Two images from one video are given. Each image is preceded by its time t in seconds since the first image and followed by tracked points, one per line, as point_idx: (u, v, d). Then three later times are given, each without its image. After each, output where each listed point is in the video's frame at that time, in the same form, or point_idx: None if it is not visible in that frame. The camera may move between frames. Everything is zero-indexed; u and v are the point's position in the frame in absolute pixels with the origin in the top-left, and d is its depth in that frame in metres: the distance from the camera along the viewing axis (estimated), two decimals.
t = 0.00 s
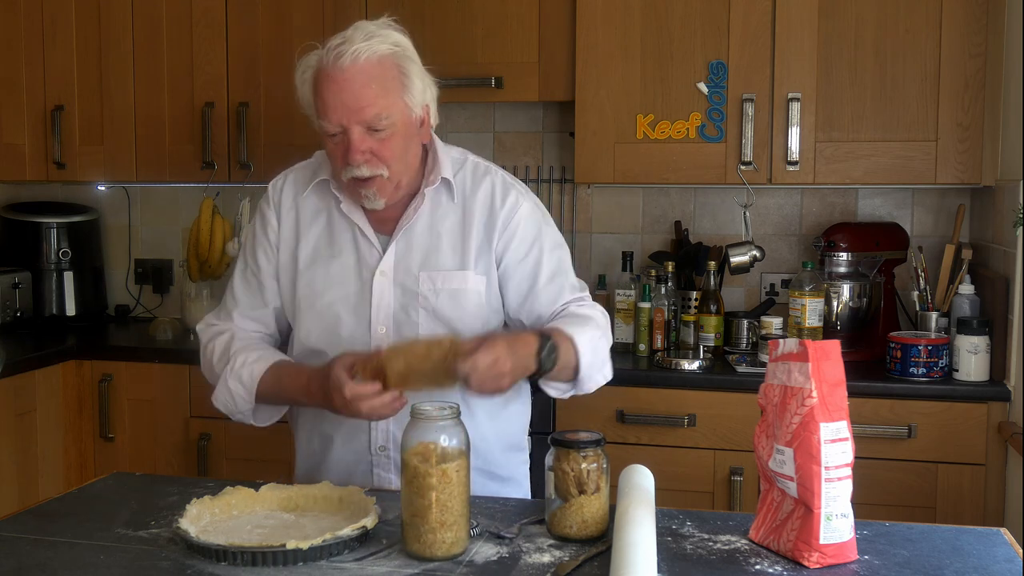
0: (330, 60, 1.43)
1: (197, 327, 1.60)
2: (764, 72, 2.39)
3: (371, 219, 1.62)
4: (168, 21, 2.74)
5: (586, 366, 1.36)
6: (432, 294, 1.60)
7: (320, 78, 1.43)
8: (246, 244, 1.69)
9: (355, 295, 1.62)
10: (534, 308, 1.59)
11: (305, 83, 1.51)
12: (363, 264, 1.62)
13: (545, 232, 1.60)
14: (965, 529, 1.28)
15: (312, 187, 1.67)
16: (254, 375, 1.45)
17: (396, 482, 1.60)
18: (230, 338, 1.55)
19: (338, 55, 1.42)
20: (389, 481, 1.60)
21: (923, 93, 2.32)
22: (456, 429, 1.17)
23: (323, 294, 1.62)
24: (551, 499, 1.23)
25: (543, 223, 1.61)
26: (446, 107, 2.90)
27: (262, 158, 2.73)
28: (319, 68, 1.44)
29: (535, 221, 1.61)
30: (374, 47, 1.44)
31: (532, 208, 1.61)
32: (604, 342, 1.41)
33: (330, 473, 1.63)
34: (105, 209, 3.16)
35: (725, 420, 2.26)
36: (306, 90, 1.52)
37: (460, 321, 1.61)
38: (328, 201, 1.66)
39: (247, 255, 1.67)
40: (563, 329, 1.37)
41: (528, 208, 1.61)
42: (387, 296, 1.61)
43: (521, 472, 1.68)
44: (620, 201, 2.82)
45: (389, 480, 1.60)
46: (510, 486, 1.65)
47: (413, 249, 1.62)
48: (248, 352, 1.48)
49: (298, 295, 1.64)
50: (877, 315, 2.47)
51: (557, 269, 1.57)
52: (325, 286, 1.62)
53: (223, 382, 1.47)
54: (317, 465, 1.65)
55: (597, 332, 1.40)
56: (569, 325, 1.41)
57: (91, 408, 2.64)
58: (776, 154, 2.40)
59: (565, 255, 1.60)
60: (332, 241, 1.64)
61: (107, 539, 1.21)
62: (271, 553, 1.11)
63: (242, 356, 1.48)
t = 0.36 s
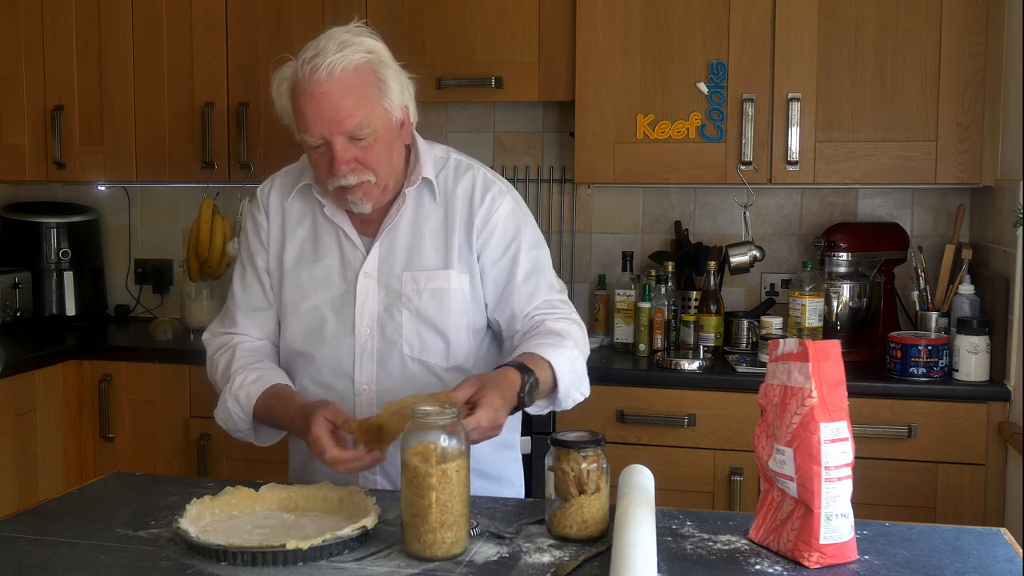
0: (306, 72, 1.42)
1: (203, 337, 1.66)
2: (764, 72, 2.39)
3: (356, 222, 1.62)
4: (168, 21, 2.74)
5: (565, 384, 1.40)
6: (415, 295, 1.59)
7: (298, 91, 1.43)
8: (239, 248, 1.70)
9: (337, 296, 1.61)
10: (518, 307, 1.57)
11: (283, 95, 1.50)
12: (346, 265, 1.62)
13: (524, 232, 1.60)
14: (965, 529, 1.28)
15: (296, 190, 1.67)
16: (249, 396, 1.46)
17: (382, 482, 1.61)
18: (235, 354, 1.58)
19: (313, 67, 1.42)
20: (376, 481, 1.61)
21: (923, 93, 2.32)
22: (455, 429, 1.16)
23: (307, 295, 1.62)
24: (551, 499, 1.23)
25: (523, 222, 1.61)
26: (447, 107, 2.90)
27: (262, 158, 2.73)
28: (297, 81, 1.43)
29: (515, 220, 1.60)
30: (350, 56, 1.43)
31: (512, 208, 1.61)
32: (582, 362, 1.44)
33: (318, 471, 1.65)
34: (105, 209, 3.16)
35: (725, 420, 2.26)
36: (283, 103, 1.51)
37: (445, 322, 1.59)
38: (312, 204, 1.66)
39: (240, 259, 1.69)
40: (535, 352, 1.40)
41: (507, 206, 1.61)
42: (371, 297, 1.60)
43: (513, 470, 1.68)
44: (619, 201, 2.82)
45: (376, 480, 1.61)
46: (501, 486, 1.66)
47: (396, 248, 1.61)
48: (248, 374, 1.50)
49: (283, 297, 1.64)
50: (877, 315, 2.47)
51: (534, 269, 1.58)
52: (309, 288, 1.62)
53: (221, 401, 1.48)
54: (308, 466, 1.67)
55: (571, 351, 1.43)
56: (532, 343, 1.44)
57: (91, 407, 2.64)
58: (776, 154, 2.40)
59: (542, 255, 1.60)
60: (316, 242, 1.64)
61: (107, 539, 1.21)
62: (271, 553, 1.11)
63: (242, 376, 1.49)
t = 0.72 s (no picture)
0: (305, 85, 1.41)
1: (204, 336, 1.66)
2: (764, 72, 2.39)
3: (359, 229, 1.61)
4: (168, 21, 2.74)
5: (580, 376, 1.41)
6: (418, 301, 1.59)
7: (297, 103, 1.42)
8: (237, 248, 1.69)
9: (340, 301, 1.61)
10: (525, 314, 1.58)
11: (282, 102, 1.50)
12: (348, 270, 1.61)
13: (530, 239, 1.61)
14: (965, 529, 1.28)
15: (297, 193, 1.66)
16: (273, 405, 1.45)
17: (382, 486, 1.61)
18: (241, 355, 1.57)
19: (312, 79, 1.41)
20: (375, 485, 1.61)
21: (923, 93, 2.32)
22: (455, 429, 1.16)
23: (309, 300, 1.62)
24: (551, 500, 1.23)
25: (529, 229, 1.62)
26: (446, 107, 2.90)
27: (262, 158, 2.73)
28: (296, 92, 1.42)
29: (521, 227, 1.61)
30: (349, 68, 1.42)
31: (518, 215, 1.62)
32: (595, 354, 1.46)
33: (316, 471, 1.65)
34: (104, 209, 3.16)
35: (725, 420, 2.26)
36: (282, 110, 1.51)
37: (448, 328, 1.60)
38: (313, 207, 1.66)
39: (239, 261, 1.68)
40: (551, 347, 1.42)
41: (512, 212, 1.61)
42: (374, 302, 1.60)
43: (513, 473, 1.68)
44: (620, 201, 2.82)
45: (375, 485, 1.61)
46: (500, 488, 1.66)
47: (400, 254, 1.61)
48: (271, 380, 1.48)
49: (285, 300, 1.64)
50: (877, 315, 2.47)
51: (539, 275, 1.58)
52: (311, 292, 1.62)
53: (240, 403, 1.47)
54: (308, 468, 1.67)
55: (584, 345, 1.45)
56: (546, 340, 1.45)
57: (91, 407, 2.64)
58: (776, 154, 2.40)
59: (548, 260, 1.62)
60: (317, 246, 1.63)
61: (107, 539, 1.21)
62: (271, 553, 1.11)
63: (265, 382, 1.48)
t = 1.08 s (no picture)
0: (318, 97, 1.40)
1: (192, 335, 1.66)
2: (764, 72, 2.39)
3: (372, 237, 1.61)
4: (168, 21, 2.74)
5: (568, 396, 1.44)
6: (430, 310, 1.59)
7: (308, 115, 1.41)
8: (243, 247, 1.69)
9: (350, 307, 1.61)
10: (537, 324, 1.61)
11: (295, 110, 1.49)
12: (360, 276, 1.61)
13: (541, 249, 1.64)
14: (965, 529, 1.28)
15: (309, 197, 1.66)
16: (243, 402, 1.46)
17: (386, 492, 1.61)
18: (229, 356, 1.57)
19: (325, 92, 1.40)
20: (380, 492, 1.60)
21: (923, 93, 2.32)
22: (455, 429, 1.16)
23: (319, 306, 1.61)
24: (551, 499, 1.23)
25: (541, 238, 1.64)
26: (446, 107, 2.90)
27: (262, 158, 2.73)
28: (308, 104, 1.41)
29: (533, 236, 1.63)
30: (362, 82, 1.41)
31: (530, 223, 1.63)
32: (587, 373, 1.48)
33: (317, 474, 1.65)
34: (104, 209, 3.16)
35: (725, 420, 2.26)
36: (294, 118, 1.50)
37: (458, 337, 1.59)
38: (324, 211, 1.65)
39: (244, 259, 1.68)
40: (537, 368, 1.44)
41: (526, 221, 1.63)
42: (385, 310, 1.59)
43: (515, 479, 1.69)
44: (620, 201, 2.82)
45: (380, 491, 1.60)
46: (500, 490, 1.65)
47: (412, 260, 1.61)
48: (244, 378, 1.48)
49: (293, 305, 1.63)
50: (877, 315, 2.47)
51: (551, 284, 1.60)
52: (322, 298, 1.62)
53: (214, 402, 1.48)
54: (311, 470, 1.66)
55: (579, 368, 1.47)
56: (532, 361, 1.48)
57: (91, 407, 2.64)
58: (776, 154, 2.40)
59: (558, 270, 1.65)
60: (329, 251, 1.63)
61: (107, 539, 1.21)
62: (271, 553, 1.11)
63: (236, 380, 1.48)
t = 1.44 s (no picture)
0: (290, 110, 1.38)
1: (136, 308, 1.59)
2: (764, 72, 2.39)
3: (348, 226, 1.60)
4: (168, 22, 2.74)
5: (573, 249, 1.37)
6: (407, 297, 1.59)
7: (282, 128, 1.39)
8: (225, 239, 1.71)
9: (329, 297, 1.61)
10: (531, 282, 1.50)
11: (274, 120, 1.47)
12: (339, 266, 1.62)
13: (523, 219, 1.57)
14: (965, 529, 1.28)
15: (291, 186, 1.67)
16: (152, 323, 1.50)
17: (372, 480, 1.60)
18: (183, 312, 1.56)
19: (295, 105, 1.37)
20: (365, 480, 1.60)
21: (923, 93, 2.32)
22: (454, 428, 1.17)
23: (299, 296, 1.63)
24: (551, 499, 1.23)
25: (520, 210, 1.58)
26: (446, 107, 2.90)
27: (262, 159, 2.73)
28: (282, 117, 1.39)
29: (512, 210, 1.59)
30: (331, 93, 1.36)
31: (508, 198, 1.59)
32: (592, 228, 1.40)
33: (304, 468, 1.64)
34: (104, 209, 3.16)
35: (725, 420, 2.26)
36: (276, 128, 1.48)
37: (436, 322, 1.58)
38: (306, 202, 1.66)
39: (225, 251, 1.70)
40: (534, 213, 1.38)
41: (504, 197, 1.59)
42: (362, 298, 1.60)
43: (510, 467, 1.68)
44: (620, 201, 2.82)
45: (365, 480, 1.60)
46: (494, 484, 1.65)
47: (390, 248, 1.61)
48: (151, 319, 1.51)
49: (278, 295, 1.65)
50: (877, 315, 2.47)
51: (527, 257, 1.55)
52: (304, 289, 1.63)
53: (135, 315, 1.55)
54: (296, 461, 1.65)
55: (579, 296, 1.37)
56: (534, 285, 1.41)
57: (91, 407, 2.64)
58: (776, 155, 2.40)
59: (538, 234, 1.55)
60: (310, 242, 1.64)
61: (107, 539, 1.21)
62: (271, 553, 1.11)
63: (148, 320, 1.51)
